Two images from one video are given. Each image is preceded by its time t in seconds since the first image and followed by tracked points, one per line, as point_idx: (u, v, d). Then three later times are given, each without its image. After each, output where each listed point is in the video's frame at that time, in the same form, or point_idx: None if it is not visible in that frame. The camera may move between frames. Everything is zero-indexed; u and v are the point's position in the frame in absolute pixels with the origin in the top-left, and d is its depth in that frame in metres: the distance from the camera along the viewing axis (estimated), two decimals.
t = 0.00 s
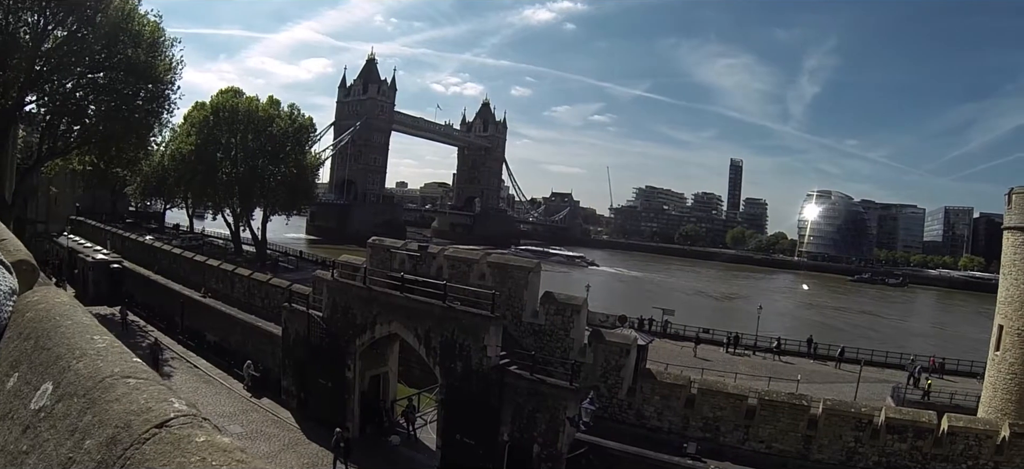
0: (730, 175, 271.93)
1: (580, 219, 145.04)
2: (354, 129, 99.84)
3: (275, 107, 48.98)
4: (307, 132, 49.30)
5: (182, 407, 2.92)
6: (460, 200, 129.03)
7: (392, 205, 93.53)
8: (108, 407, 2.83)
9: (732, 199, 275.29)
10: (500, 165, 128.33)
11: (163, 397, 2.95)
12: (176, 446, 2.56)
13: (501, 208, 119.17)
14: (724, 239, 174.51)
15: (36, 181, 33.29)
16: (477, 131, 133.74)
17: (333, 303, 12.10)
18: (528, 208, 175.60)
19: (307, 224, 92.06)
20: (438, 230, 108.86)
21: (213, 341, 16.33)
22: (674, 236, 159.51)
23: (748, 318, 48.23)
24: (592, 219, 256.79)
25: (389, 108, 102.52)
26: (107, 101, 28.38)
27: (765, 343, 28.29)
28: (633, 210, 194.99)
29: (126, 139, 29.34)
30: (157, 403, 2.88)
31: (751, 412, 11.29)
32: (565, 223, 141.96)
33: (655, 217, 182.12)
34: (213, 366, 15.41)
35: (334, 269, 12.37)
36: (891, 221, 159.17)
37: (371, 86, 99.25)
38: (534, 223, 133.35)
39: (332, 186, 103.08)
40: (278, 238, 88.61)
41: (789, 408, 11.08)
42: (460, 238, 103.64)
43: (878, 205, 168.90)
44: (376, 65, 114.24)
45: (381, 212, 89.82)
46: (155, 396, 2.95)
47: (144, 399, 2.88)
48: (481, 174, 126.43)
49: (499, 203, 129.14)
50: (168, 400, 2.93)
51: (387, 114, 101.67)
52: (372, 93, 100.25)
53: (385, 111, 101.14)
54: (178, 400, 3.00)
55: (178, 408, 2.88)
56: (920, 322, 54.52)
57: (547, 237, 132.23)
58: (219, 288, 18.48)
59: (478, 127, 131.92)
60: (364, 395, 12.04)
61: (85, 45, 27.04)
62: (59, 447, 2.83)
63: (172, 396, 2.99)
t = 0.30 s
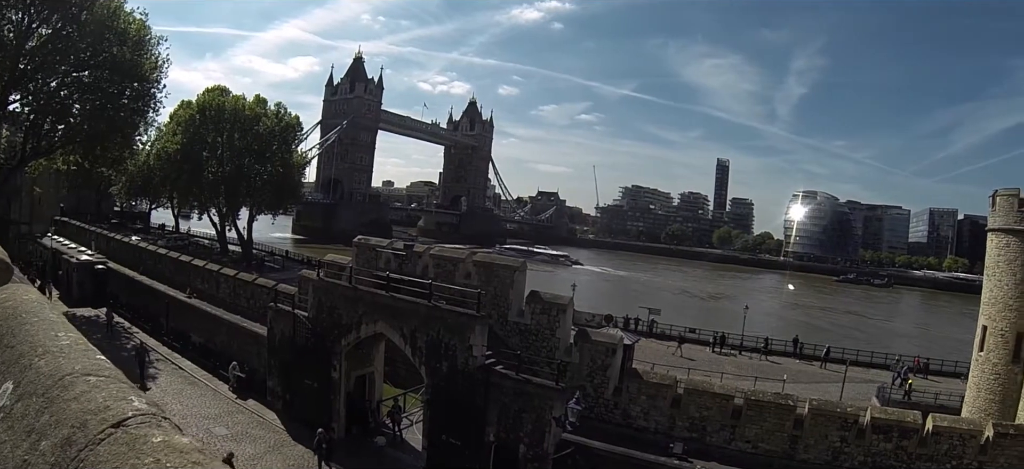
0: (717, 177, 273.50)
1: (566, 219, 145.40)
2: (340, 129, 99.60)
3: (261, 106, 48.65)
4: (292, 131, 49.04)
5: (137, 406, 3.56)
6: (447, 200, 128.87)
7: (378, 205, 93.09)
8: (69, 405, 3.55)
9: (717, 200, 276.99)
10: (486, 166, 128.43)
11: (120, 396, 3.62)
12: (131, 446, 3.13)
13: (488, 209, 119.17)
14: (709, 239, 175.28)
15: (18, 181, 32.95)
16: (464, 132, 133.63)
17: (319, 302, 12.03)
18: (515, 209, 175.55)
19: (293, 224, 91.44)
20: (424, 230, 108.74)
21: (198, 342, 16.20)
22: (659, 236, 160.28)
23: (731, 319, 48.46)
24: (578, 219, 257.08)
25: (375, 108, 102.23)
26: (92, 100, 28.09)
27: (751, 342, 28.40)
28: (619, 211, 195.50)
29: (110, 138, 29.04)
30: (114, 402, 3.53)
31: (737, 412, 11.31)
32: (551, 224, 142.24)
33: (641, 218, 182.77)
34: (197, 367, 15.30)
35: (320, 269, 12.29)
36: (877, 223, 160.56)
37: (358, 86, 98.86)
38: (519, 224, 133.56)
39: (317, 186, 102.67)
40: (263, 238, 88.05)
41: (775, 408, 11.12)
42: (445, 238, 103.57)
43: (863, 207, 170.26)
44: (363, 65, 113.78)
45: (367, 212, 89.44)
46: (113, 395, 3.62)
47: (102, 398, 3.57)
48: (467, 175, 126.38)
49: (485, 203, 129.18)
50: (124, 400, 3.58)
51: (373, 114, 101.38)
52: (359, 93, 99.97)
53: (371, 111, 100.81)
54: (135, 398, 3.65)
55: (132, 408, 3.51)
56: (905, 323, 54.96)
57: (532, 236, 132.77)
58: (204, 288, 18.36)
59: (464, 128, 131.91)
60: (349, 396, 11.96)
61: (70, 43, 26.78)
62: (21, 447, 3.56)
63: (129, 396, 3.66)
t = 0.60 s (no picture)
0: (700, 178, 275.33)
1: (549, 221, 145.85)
2: (324, 129, 99.22)
3: (245, 105, 48.34)
4: (276, 131, 48.79)
5: (85, 405, 4.84)
6: (430, 201, 128.63)
7: (362, 206, 92.73)
8: (27, 404, 4.93)
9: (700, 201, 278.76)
10: (468, 167, 128.57)
11: (68, 397, 4.94)
12: (84, 448, 4.13)
13: (471, 209, 119.22)
14: (692, 240, 176.21)
15: None
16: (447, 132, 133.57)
17: (301, 303, 11.97)
18: (497, 209, 175.56)
19: (276, 225, 90.65)
20: (407, 231, 108.44)
21: (180, 342, 16.08)
22: (641, 237, 161.09)
23: (712, 319, 48.80)
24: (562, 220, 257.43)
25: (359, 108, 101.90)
26: (74, 98, 27.83)
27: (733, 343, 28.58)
28: (603, 212, 196.09)
29: (93, 136, 28.73)
30: (66, 402, 4.82)
31: (721, 411, 11.37)
32: (534, 225, 142.59)
33: (623, 219, 183.59)
34: (180, 368, 15.21)
35: (303, 269, 12.22)
36: (859, 224, 162.29)
37: (342, 86, 98.48)
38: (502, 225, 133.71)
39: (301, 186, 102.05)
40: (246, 238, 87.25)
41: (758, 407, 11.19)
42: (428, 239, 103.43)
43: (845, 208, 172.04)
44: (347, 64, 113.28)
45: (350, 213, 89.03)
46: (63, 396, 4.96)
47: (54, 398, 4.93)
48: (450, 175, 126.24)
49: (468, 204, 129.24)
50: (74, 399, 4.89)
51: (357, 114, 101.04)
52: (343, 92, 99.59)
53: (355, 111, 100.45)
54: (79, 400, 4.91)
55: (79, 409, 4.75)
56: (886, 322, 55.60)
57: (514, 237, 132.96)
58: (187, 288, 18.24)
59: (448, 128, 131.87)
60: (333, 397, 11.91)
61: (52, 41, 26.51)
62: None
63: (73, 399, 4.95)
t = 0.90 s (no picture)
0: (679, 178, 277.44)
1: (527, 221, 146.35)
2: (302, 128, 98.47)
3: (222, 103, 47.90)
4: (253, 129, 48.41)
5: (41, 406, 4.93)
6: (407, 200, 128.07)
7: (339, 205, 92.22)
8: None
9: (678, 202, 281.04)
10: (446, 166, 128.46)
11: (26, 399, 5.01)
12: (27, 452, 4.14)
13: (449, 209, 119.05)
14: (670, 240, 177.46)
15: None
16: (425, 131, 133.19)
17: (278, 302, 11.89)
18: (474, 208, 175.24)
19: (253, 224, 89.60)
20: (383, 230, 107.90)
21: (156, 342, 15.91)
22: (618, 237, 161.89)
23: (689, 318, 49.14)
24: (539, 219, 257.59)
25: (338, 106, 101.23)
26: (50, 94, 27.46)
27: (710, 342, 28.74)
28: (581, 212, 196.67)
29: (68, 134, 28.28)
30: (21, 404, 4.89)
31: (698, 411, 11.46)
32: (512, 224, 142.83)
33: (601, 219, 184.37)
34: (156, 368, 15.04)
35: (281, 268, 12.15)
36: (836, 225, 164.59)
37: (321, 84, 97.73)
38: (480, 225, 133.69)
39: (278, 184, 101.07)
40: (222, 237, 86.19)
41: (735, 406, 11.30)
42: (407, 238, 103.07)
43: (822, 209, 174.29)
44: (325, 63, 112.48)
45: (328, 212, 88.41)
46: (20, 398, 5.02)
47: (12, 402, 4.96)
48: (428, 174, 125.80)
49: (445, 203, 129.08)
50: (29, 402, 4.96)
51: (336, 112, 100.36)
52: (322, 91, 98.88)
53: (334, 109, 99.77)
54: (39, 401, 5.02)
55: (36, 409, 4.86)
56: (860, 322, 56.42)
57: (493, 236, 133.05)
58: (163, 287, 18.04)
59: (426, 127, 131.54)
60: (309, 397, 11.83)
61: (27, 36, 26.14)
62: None
63: (32, 399, 5.04)
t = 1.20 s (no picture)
0: (652, 179, 280.19)
1: (500, 220, 146.92)
2: (275, 125, 97.55)
3: (195, 99, 47.35)
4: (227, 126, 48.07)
5: None
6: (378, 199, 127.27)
7: (312, 203, 91.56)
8: None
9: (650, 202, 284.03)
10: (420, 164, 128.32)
11: None
12: None
13: (422, 208, 118.72)
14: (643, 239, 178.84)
15: None
16: (399, 129, 132.68)
17: (250, 301, 11.79)
18: (447, 207, 175.04)
19: (225, 221, 88.47)
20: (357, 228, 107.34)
21: (127, 341, 15.68)
22: (591, 236, 162.98)
23: (662, 318, 49.61)
24: (512, 218, 257.87)
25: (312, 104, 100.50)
26: (19, 88, 26.82)
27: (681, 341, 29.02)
28: (554, 212, 197.48)
29: (38, 129, 27.68)
30: None
31: (670, 410, 11.58)
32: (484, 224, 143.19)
33: (573, 218, 185.37)
34: (126, 368, 14.84)
35: (252, 266, 12.04)
36: (807, 225, 167.69)
37: (296, 81, 96.86)
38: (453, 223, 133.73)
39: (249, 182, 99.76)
40: (195, 235, 84.98)
41: (707, 405, 11.45)
42: (380, 237, 102.64)
43: (793, 209, 177.29)
44: (300, 60, 111.54)
45: (301, 210, 87.67)
46: None
47: None
48: (401, 173, 125.29)
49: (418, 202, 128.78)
50: None
51: (309, 110, 99.56)
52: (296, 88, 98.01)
53: (307, 107, 98.98)
54: None
55: None
56: (829, 320, 57.59)
57: (466, 235, 133.30)
58: (134, 286, 17.78)
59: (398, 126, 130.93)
60: (281, 396, 11.76)
61: None
62: None
63: None
